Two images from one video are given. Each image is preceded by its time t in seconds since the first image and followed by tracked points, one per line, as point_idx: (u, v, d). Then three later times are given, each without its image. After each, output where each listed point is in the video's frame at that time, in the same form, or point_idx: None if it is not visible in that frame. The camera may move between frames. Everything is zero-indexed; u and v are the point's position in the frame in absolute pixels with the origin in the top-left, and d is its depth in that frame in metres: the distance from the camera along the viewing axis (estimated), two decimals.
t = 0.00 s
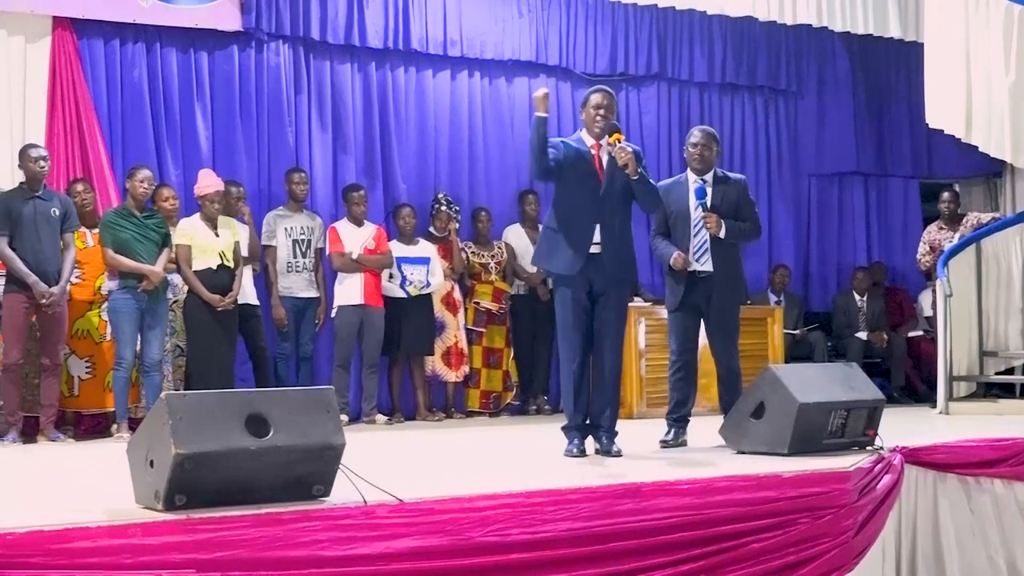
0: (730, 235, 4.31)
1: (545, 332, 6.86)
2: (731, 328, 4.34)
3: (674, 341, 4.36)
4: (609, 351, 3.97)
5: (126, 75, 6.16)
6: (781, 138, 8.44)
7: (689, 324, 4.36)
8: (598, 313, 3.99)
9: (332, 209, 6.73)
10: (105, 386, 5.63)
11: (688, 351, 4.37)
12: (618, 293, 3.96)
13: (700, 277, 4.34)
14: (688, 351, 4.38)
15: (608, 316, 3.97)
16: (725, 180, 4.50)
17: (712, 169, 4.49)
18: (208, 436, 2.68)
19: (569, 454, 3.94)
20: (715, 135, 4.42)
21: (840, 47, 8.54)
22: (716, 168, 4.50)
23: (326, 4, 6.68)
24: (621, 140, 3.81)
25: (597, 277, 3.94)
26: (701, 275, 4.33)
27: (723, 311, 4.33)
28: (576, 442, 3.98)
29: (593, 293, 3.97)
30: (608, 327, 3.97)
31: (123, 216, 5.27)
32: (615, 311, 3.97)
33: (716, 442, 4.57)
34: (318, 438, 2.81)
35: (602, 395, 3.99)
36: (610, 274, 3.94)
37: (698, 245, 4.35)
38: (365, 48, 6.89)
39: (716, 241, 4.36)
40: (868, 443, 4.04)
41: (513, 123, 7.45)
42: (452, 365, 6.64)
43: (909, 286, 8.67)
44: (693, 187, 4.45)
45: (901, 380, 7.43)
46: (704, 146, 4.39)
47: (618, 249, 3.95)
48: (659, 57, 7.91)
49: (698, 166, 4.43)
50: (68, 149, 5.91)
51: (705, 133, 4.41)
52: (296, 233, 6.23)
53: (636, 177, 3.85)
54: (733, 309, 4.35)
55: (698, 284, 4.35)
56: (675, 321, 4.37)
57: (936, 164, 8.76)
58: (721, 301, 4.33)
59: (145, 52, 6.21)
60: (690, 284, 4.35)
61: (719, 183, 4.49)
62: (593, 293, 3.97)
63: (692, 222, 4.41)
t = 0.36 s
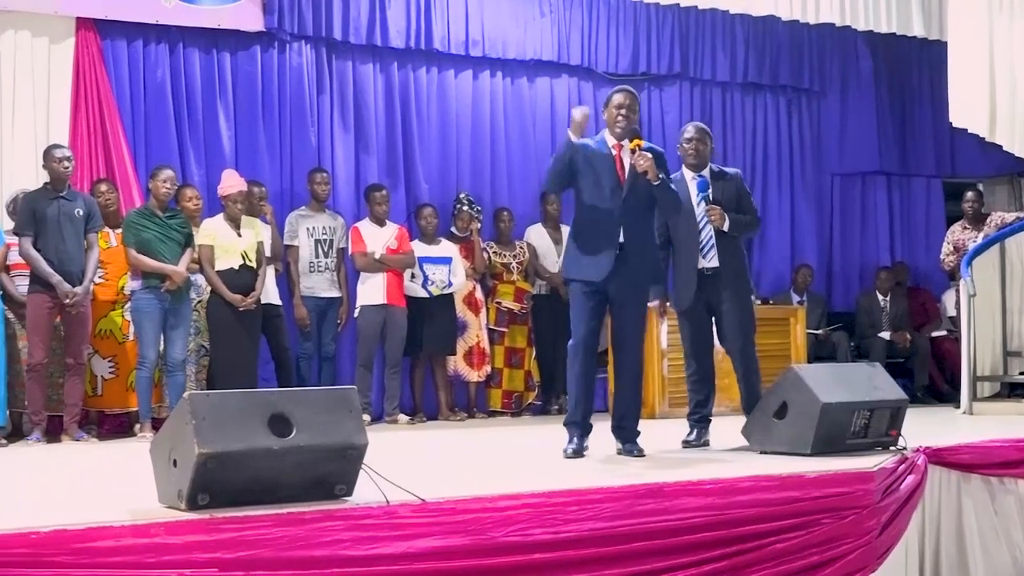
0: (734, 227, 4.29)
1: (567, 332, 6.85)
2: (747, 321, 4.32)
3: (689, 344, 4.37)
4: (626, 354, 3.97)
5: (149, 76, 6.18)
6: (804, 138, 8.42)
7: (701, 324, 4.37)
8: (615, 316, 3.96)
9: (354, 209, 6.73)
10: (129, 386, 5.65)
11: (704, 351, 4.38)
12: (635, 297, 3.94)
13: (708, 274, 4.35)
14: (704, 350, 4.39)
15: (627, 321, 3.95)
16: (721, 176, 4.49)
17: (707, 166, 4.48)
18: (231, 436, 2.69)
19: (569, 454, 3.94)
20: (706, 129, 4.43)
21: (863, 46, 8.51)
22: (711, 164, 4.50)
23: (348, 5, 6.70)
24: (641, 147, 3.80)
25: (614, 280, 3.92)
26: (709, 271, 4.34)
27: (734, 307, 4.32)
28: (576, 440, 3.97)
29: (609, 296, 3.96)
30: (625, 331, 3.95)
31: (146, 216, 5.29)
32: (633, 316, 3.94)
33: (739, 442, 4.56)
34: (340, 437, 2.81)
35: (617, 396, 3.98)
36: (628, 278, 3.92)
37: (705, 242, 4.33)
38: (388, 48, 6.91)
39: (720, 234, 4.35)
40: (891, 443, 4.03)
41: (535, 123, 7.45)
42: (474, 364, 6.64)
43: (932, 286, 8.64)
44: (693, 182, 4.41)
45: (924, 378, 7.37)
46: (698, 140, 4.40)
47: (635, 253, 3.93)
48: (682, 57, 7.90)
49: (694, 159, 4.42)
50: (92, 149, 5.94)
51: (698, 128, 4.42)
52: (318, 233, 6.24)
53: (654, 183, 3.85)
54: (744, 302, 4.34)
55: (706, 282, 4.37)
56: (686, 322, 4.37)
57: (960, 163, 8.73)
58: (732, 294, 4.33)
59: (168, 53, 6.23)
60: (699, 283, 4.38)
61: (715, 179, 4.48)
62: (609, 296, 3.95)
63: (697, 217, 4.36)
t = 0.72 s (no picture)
0: (744, 228, 4.19)
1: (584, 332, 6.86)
2: (749, 321, 4.20)
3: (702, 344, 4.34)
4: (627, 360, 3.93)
5: (166, 76, 6.19)
6: (820, 137, 8.40)
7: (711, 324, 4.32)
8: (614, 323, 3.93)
9: (370, 209, 6.74)
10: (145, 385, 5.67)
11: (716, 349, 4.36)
12: (632, 302, 3.90)
13: (718, 275, 4.27)
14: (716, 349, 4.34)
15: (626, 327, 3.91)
16: (732, 175, 4.38)
17: (717, 165, 4.39)
18: (247, 435, 2.70)
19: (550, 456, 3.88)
20: (716, 128, 4.35)
21: (880, 45, 8.49)
22: (721, 163, 4.40)
23: (365, 5, 6.71)
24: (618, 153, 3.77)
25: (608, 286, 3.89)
26: (718, 272, 4.25)
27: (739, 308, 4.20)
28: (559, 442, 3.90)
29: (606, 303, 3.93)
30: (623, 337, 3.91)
31: (162, 217, 5.31)
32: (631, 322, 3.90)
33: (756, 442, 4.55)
34: (356, 437, 2.81)
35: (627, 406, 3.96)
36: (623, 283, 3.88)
37: (713, 243, 4.25)
38: (404, 48, 6.91)
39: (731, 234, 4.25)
40: (909, 443, 4.00)
41: (551, 123, 7.44)
42: (491, 365, 6.63)
43: (949, 286, 8.61)
44: (703, 183, 4.33)
45: (941, 379, 7.40)
46: (706, 140, 4.33)
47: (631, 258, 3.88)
48: (698, 56, 7.89)
49: (701, 161, 4.36)
50: (109, 149, 5.96)
51: (708, 128, 4.34)
52: (334, 233, 6.25)
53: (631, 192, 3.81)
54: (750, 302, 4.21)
55: (717, 282, 4.28)
56: (699, 322, 4.34)
57: (977, 163, 8.70)
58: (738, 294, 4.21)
59: (185, 53, 6.25)
60: (710, 283, 4.29)
61: (726, 179, 4.37)
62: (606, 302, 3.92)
63: (706, 219, 4.29)
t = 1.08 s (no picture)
0: (751, 229, 4.15)
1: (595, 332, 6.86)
2: (752, 324, 4.17)
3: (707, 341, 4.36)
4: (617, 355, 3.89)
5: (179, 76, 6.20)
6: (832, 136, 8.38)
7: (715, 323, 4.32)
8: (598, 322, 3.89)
9: (382, 208, 6.74)
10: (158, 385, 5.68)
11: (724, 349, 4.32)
12: (613, 298, 3.86)
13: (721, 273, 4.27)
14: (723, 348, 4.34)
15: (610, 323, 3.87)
16: (749, 173, 4.35)
17: (738, 162, 4.33)
18: (259, 435, 2.70)
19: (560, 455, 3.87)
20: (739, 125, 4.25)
21: (892, 44, 8.47)
22: (742, 161, 4.35)
23: (376, 5, 6.71)
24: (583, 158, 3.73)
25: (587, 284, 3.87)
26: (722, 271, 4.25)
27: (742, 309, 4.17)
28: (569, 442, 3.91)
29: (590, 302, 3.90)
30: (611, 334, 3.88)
31: (174, 217, 5.32)
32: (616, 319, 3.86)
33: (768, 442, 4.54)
34: (368, 437, 2.81)
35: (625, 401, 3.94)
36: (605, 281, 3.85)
37: (719, 241, 4.25)
38: (416, 48, 6.91)
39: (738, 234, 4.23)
40: (921, 443, 3.99)
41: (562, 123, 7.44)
42: (503, 364, 6.63)
43: (962, 286, 8.60)
44: (716, 179, 4.31)
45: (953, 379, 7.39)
46: (728, 138, 4.24)
47: (608, 255, 3.86)
48: (710, 56, 7.87)
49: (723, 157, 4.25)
50: (121, 150, 5.97)
51: (730, 125, 4.26)
52: (346, 233, 6.26)
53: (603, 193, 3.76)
54: (754, 304, 4.18)
55: (721, 281, 4.28)
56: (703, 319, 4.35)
57: (990, 162, 8.68)
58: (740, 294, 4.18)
59: (197, 53, 6.26)
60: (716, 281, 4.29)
61: (743, 177, 4.33)
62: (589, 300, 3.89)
63: (714, 217, 4.27)
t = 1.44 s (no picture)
0: (772, 225, 4.08)
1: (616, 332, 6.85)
2: (774, 326, 4.16)
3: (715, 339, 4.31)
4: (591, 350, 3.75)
5: (199, 78, 6.22)
6: (852, 136, 8.36)
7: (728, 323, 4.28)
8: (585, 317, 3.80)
9: (401, 210, 6.75)
10: (179, 385, 5.70)
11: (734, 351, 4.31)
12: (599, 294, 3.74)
13: (739, 270, 4.23)
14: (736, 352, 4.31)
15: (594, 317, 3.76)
16: (778, 171, 4.30)
17: (767, 159, 4.29)
18: (280, 434, 2.70)
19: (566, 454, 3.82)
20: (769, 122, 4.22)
21: (913, 44, 8.44)
22: (773, 159, 4.31)
23: (396, 5, 6.72)
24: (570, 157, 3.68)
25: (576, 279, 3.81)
26: (741, 269, 4.20)
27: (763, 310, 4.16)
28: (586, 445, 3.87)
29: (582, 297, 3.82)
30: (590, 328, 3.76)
31: (195, 216, 5.34)
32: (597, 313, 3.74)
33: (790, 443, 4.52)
34: (388, 437, 2.82)
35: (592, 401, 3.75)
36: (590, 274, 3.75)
37: (738, 237, 4.22)
38: (436, 49, 6.92)
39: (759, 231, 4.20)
40: (943, 443, 3.99)
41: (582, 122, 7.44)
42: (523, 364, 6.63)
43: (984, 286, 8.57)
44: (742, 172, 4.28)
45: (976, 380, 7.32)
46: (756, 134, 4.21)
47: (594, 248, 3.76)
48: (730, 55, 7.85)
49: (750, 153, 4.23)
50: (142, 150, 5.99)
51: (760, 121, 4.23)
52: (366, 233, 6.27)
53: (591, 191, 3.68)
54: (775, 306, 4.17)
55: (738, 278, 4.23)
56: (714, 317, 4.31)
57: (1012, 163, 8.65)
58: (762, 294, 4.16)
59: (217, 54, 6.28)
60: (733, 278, 4.24)
61: (771, 176, 4.28)
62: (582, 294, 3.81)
63: (737, 212, 4.26)
